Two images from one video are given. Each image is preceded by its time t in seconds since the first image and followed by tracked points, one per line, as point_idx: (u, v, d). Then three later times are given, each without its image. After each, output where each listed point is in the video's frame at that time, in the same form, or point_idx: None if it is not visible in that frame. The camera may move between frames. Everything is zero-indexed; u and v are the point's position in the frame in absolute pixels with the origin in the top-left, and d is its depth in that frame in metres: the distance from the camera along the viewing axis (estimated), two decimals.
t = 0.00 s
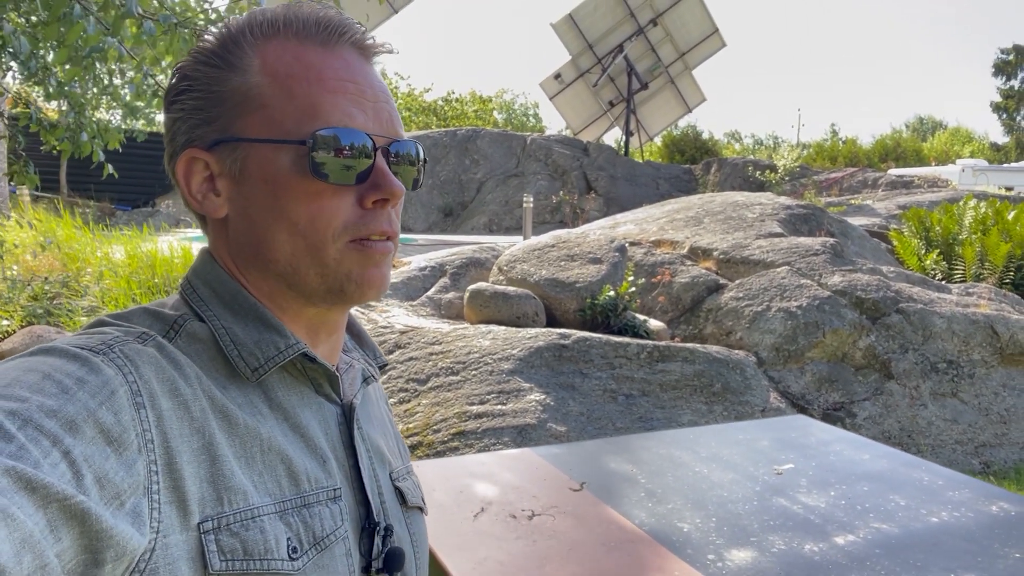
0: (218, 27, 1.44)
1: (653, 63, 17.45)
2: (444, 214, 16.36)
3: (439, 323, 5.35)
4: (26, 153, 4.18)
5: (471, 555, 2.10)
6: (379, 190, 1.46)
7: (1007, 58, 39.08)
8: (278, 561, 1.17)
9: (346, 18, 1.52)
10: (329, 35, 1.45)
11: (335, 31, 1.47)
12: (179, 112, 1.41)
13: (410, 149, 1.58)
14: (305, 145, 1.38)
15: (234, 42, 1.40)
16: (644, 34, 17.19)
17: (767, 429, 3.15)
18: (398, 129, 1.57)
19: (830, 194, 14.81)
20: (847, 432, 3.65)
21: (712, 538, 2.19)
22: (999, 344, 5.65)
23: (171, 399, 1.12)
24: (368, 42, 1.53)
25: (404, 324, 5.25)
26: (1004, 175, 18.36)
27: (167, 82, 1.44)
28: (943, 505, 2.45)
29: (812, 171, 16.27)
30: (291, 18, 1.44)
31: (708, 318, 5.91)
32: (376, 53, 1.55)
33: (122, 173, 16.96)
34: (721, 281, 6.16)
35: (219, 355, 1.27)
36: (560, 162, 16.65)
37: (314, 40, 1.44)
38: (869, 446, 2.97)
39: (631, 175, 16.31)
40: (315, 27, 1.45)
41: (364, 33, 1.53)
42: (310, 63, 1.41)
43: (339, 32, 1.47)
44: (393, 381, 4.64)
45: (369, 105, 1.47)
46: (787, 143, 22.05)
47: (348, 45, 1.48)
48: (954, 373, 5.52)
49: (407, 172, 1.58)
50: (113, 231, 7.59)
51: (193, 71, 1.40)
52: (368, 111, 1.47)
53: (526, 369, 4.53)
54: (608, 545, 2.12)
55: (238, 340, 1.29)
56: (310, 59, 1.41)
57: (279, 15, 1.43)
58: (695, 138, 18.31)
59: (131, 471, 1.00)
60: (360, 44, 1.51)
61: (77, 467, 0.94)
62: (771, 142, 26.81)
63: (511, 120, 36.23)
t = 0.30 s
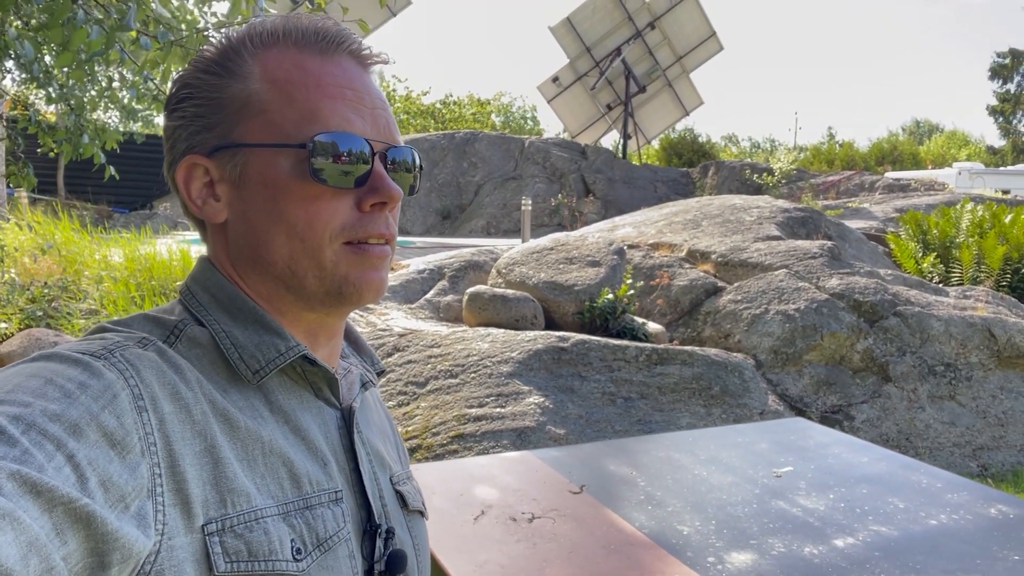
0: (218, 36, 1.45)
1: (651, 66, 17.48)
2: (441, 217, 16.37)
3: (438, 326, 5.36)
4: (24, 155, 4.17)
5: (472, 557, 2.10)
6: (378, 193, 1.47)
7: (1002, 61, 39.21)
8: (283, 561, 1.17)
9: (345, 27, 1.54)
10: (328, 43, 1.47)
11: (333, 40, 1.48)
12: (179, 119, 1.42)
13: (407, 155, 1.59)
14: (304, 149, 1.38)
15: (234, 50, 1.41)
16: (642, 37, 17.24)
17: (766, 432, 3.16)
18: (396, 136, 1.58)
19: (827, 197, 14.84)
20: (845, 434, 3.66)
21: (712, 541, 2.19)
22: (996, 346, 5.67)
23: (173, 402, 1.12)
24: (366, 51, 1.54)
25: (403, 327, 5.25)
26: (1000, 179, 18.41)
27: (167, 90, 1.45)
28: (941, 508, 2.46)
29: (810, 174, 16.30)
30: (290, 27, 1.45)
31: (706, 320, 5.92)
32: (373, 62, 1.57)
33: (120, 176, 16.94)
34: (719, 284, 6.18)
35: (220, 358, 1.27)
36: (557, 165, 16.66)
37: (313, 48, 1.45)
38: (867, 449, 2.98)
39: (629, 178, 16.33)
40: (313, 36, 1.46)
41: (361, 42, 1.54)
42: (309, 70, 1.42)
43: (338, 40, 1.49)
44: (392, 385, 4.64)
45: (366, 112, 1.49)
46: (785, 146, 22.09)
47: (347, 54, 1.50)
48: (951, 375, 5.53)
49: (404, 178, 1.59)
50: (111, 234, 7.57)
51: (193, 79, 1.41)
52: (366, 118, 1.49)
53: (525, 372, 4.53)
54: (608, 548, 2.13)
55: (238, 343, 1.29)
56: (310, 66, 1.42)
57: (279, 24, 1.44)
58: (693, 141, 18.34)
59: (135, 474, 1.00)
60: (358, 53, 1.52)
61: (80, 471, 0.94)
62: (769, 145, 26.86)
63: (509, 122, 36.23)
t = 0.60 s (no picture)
0: (218, 36, 1.45)
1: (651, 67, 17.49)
2: (442, 218, 16.37)
3: (438, 327, 5.36)
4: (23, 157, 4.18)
5: (470, 559, 2.10)
6: (373, 198, 1.47)
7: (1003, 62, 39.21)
8: (271, 565, 1.17)
9: (347, 31, 1.54)
10: (329, 46, 1.48)
11: (334, 43, 1.49)
12: (176, 117, 1.41)
13: (403, 159, 1.60)
14: (301, 150, 1.39)
15: (234, 50, 1.41)
16: (643, 38, 17.26)
17: (766, 433, 3.16)
18: (392, 140, 1.59)
19: (828, 198, 14.83)
20: (845, 435, 3.65)
21: (711, 543, 2.19)
22: (997, 348, 5.66)
23: (160, 404, 1.11)
24: (366, 55, 1.55)
25: (402, 328, 5.25)
26: (1001, 180, 18.40)
27: (164, 87, 1.45)
28: (940, 509, 2.46)
29: (810, 175, 16.30)
30: (292, 29, 1.46)
31: (706, 321, 5.93)
32: (374, 66, 1.58)
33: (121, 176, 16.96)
34: (719, 285, 6.18)
35: (210, 360, 1.27)
36: (558, 166, 16.67)
37: (313, 50, 1.45)
38: (866, 451, 2.98)
39: (629, 179, 16.33)
40: (314, 38, 1.47)
41: (361, 46, 1.55)
42: (308, 71, 1.42)
43: (340, 44, 1.50)
44: (392, 386, 4.64)
45: (364, 115, 1.50)
46: (785, 147, 22.10)
47: (348, 57, 1.50)
48: (951, 377, 5.52)
49: (399, 181, 1.60)
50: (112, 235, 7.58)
51: (191, 77, 1.41)
52: (364, 121, 1.49)
53: (524, 373, 4.53)
54: (605, 549, 2.12)
55: (228, 345, 1.29)
56: (309, 68, 1.43)
57: (281, 25, 1.45)
58: (694, 142, 18.33)
59: (121, 477, 0.99)
60: (359, 57, 1.53)
61: (66, 474, 0.93)
62: (769, 146, 26.86)
63: (509, 123, 36.17)
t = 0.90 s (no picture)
0: (229, 35, 1.46)
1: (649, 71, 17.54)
2: (440, 221, 16.38)
3: (436, 329, 5.36)
4: (25, 157, 4.19)
5: (468, 559, 2.11)
6: (379, 200, 1.48)
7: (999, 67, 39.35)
8: (272, 561, 1.17)
9: (357, 33, 1.55)
10: (339, 47, 1.49)
11: (344, 44, 1.50)
12: (184, 114, 1.43)
13: (410, 161, 1.61)
14: (309, 151, 1.40)
15: (245, 50, 1.43)
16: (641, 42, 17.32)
17: (762, 435, 3.16)
18: (400, 143, 1.60)
19: (825, 202, 14.86)
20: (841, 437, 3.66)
21: (708, 543, 2.20)
22: (993, 350, 5.68)
23: (163, 400, 1.12)
24: (376, 57, 1.56)
25: (400, 330, 5.25)
26: (997, 184, 18.45)
27: (174, 85, 1.46)
28: (936, 510, 2.47)
29: (807, 179, 16.33)
30: (302, 29, 1.47)
31: (704, 324, 5.94)
32: (383, 68, 1.59)
33: (119, 178, 16.95)
34: (717, 288, 6.19)
35: (212, 357, 1.28)
36: (556, 170, 16.69)
37: (323, 51, 1.46)
38: (863, 452, 2.99)
39: (627, 182, 16.34)
40: (324, 39, 1.48)
41: (372, 48, 1.56)
42: (317, 72, 1.43)
43: (350, 45, 1.50)
44: (390, 388, 4.65)
45: (372, 117, 1.50)
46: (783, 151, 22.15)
47: (357, 59, 1.51)
48: (948, 379, 5.53)
49: (406, 183, 1.61)
50: (110, 237, 7.59)
51: (201, 75, 1.43)
52: (372, 123, 1.50)
53: (521, 375, 4.54)
54: (603, 549, 2.13)
55: (231, 342, 1.30)
56: (319, 69, 1.44)
57: (291, 25, 1.46)
58: (691, 146, 18.36)
59: (125, 472, 1.00)
60: (369, 58, 1.54)
61: (70, 468, 0.93)
62: (766, 151, 26.91)
63: (507, 127, 36.18)
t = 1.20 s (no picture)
0: (243, 34, 1.47)
1: (649, 73, 17.56)
2: (440, 222, 16.38)
3: (437, 330, 5.37)
4: (27, 155, 4.19)
5: (469, 558, 2.11)
6: (391, 199, 1.49)
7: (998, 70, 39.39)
8: (281, 559, 1.18)
9: (371, 35, 1.56)
10: (353, 48, 1.50)
11: (358, 45, 1.51)
12: (198, 112, 1.43)
13: (421, 161, 1.62)
14: (322, 150, 1.41)
15: (260, 49, 1.43)
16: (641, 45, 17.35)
17: (762, 436, 3.17)
18: (412, 143, 1.61)
19: (825, 204, 14.87)
20: (840, 439, 3.67)
21: (708, 543, 2.21)
22: (992, 353, 5.68)
23: (174, 397, 1.13)
24: (389, 59, 1.57)
25: (401, 331, 5.26)
26: (997, 187, 18.46)
27: (189, 83, 1.47)
28: (935, 511, 2.48)
29: (807, 181, 16.34)
30: (316, 30, 1.48)
31: (704, 326, 5.95)
32: (396, 70, 1.59)
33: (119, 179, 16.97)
34: (717, 289, 6.20)
35: (223, 355, 1.29)
36: (556, 171, 16.71)
37: (336, 52, 1.47)
38: (863, 453, 3.00)
39: (627, 184, 16.36)
40: (338, 40, 1.49)
41: (385, 49, 1.57)
42: (331, 72, 1.44)
43: (364, 46, 1.52)
44: (390, 388, 4.66)
45: (385, 118, 1.51)
46: (783, 154, 22.17)
47: (371, 60, 1.52)
48: (947, 382, 5.54)
49: (418, 183, 1.61)
50: (110, 237, 7.60)
51: (216, 74, 1.43)
52: (385, 124, 1.51)
53: (522, 375, 4.55)
54: (604, 549, 2.14)
55: (241, 340, 1.31)
56: (333, 68, 1.45)
57: (306, 26, 1.47)
58: (691, 148, 18.37)
59: (136, 467, 1.01)
60: (382, 59, 1.55)
61: (82, 463, 0.94)
62: (766, 153, 26.93)
63: (508, 128, 36.18)
